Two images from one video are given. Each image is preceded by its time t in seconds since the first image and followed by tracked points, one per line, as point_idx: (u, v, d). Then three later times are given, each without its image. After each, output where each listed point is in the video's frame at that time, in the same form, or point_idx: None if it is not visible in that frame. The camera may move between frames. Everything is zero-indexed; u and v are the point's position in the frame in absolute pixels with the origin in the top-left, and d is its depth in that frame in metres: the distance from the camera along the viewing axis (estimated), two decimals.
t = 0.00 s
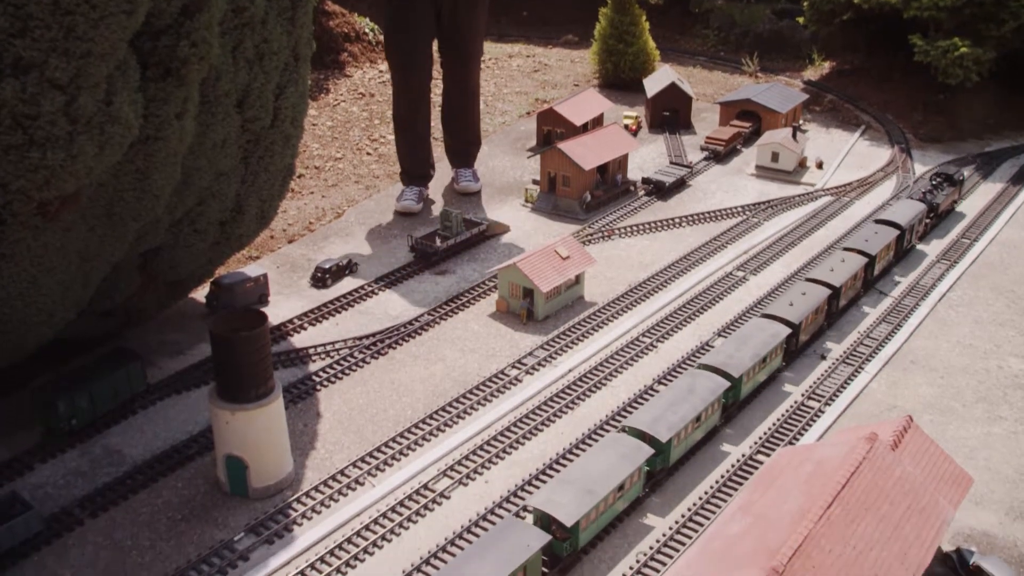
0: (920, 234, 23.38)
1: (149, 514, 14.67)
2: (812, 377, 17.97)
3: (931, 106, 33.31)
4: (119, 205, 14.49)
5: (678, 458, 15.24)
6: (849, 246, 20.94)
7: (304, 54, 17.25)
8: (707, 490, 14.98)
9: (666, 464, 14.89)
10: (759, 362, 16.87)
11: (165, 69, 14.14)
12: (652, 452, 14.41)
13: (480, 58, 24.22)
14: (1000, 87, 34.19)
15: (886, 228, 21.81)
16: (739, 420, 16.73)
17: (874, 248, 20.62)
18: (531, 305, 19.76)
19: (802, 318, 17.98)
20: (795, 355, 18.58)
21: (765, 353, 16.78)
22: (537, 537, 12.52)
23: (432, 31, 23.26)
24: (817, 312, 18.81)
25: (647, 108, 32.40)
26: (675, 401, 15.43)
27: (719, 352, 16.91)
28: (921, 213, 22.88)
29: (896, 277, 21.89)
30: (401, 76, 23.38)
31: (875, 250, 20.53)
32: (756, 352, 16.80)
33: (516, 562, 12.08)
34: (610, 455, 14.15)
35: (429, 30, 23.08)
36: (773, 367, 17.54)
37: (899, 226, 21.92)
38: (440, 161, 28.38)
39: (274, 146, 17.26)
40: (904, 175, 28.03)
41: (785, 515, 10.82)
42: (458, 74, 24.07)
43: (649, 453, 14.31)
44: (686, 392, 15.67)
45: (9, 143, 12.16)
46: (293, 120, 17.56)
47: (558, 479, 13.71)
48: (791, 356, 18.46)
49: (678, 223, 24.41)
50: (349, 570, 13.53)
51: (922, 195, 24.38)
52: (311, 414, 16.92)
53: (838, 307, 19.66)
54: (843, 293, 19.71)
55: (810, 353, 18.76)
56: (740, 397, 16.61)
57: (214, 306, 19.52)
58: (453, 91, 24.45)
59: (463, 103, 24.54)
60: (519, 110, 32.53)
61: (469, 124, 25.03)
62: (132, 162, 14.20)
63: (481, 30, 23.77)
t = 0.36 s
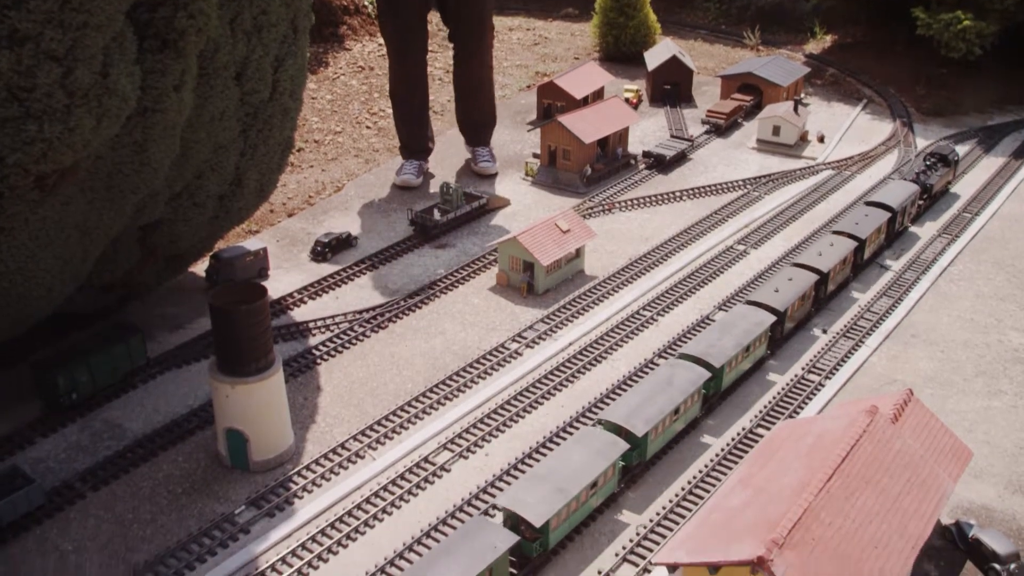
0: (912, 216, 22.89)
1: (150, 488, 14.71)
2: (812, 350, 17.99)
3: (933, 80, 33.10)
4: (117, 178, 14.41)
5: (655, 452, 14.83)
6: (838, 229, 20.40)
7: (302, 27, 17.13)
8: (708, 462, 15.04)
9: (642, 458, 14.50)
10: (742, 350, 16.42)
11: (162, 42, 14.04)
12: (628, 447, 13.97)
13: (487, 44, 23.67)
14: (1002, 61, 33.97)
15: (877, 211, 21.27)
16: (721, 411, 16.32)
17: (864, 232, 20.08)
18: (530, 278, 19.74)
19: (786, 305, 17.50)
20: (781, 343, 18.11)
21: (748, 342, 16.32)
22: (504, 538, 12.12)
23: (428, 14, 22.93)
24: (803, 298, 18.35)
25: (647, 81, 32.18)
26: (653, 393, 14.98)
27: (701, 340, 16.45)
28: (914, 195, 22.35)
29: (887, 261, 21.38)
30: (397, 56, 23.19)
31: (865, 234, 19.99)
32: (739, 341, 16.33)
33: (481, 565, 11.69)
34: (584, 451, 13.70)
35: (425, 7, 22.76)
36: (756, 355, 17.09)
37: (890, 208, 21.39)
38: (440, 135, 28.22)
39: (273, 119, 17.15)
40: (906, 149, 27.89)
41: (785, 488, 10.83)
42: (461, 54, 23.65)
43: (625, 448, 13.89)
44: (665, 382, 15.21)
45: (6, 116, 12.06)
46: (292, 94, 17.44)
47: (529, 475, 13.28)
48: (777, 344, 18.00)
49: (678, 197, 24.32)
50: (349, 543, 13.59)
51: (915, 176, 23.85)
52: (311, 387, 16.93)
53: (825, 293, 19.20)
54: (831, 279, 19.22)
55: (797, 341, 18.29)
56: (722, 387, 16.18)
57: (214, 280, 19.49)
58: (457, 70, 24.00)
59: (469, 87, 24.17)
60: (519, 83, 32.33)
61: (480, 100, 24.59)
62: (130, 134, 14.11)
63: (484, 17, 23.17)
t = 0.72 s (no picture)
0: (904, 201, 22.33)
1: (150, 464, 14.75)
2: (812, 326, 17.99)
3: (935, 56, 32.90)
4: (115, 153, 14.34)
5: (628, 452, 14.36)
6: (826, 216, 19.82)
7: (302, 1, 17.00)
8: (709, 436, 15.11)
9: (616, 457, 14.04)
10: (723, 343, 15.94)
11: (160, 16, 13.93)
12: (601, 446, 13.52)
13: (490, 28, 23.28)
14: (1005, 36, 33.75)
15: (867, 196, 20.70)
16: (720, 388, 16.32)
17: (852, 218, 19.52)
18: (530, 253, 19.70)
19: (770, 296, 16.97)
20: (765, 334, 17.65)
21: (730, 335, 15.84)
22: (468, 545, 11.72)
23: None
24: (789, 287, 17.87)
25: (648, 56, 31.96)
26: (629, 388, 14.50)
27: (680, 333, 15.95)
28: (905, 179, 21.74)
29: (877, 248, 20.85)
30: (398, 38, 23.11)
31: (853, 221, 19.40)
32: (718, 333, 15.85)
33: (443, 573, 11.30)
34: (554, 451, 13.24)
35: None
36: (739, 348, 16.62)
37: (881, 193, 20.79)
38: (440, 110, 28.07)
39: (272, 94, 17.06)
40: (908, 125, 27.76)
41: (785, 463, 10.85)
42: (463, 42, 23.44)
43: (597, 449, 13.41)
44: (641, 378, 14.72)
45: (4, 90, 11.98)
46: (291, 69, 17.33)
47: (496, 477, 12.83)
48: (760, 336, 17.53)
49: (678, 173, 24.23)
50: (349, 519, 13.65)
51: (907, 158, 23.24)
52: (311, 363, 16.95)
53: (811, 282, 18.68)
54: (818, 267, 18.70)
55: (780, 334, 17.80)
56: (701, 381, 15.71)
57: (214, 256, 19.45)
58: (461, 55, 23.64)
59: (472, 72, 23.79)
60: (519, 58, 32.13)
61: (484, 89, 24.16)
62: (128, 108, 14.02)
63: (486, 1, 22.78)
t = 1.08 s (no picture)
0: (894, 187, 21.75)
1: (150, 441, 14.75)
2: (813, 303, 17.96)
3: (937, 33, 32.69)
4: (112, 130, 14.24)
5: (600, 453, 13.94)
6: (812, 204, 19.29)
7: None
8: (709, 413, 15.10)
9: (586, 459, 13.62)
10: (701, 339, 15.47)
11: None
12: (569, 450, 13.06)
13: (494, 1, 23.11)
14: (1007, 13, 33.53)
15: (855, 183, 20.16)
16: (719, 364, 16.30)
17: (839, 207, 19.00)
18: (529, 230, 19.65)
19: (751, 290, 16.47)
20: (746, 328, 17.13)
21: (708, 330, 15.36)
22: (426, 557, 11.33)
23: None
24: (772, 278, 17.36)
25: (648, 33, 31.74)
26: (601, 388, 14.02)
27: (657, 328, 15.46)
28: (894, 165, 21.16)
29: (866, 236, 20.30)
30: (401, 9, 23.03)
31: (840, 210, 18.87)
32: (696, 329, 15.36)
33: None
34: (521, 456, 12.79)
35: None
36: (719, 342, 16.16)
37: (870, 181, 20.25)
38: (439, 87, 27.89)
39: (271, 70, 16.95)
40: (909, 102, 27.60)
41: (784, 439, 10.85)
42: (465, 16, 23.36)
43: (565, 452, 12.98)
44: (613, 378, 14.25)
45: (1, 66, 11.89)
46: (290, 45, 17.21)
47: (458, 483, 12.38)
48: (741, 330, 17.04)
49: (678, 150, 24.12)
50: (348, 496, 13.66)
51: (898, 144, 22.62)
52: (311, 340, 16.91)
53: (796, 273, 18.17)
54: (802, 258, 18.20)
55: (761, 327, 17.25)
56: (678, 378, 15.26)
57: (213, 233, 19.37)
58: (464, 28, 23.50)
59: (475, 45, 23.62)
60: (519, 35, 31.90)
61: (483, 64, 24.03)
62: (125, 84, 13.93)
63: None
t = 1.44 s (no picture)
0: (883, 174, 21.17)
1: (151, 417, 14.76)
2: (814, 278, 17.95)
3: (940, 7, 32.47)
4: (110, 105, 14.15)
5: (586, 439, 13.73)
6: (796, 193, 18.78)
7: None
8: (708, 389, 15.11)
9: (552, 465, 13.10)
10: (677, 335, 14.96)
11: None
12: (532, 457, 12.55)
13: None
14: None
15: (841, 169, 19.63)
16: (719, 340, 16.29)
17: (825, 195, 18.47)
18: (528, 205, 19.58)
19: (730, 283, 15.91)
20: (725, 323, 16.59)
21: (683, 326, 14.86)
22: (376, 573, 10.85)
23: None
24: (753, 271, 16.80)
25: (649, 7, 31.49)
26: (569, 390, 13.51)
27: (631, 324, 14.95)
28: (884, 151, 20.56)
29: (853, 225, 19.75)
30: None
31: (825, 198, 18.32)
32: (671, 326, 14.84)
33: None
34: (481, 463, 12.28)
35: None
36: (696, 338, 15.64)
37: (858, 167, 19.70)
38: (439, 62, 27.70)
39: (270, 44, 16.83)
40: (910, 77, 27.46)
41: (784, 414, 10.86)
42: None
43: (528, 459, 12.47)
44: (582, 378, 13.73)
45: None
46: (289, 18, 17.07)
47: (415, 492, 11.87)
48: (719, 325, 16.50)
49: (679, 125, 24.01)
50: (348, 470, 13.69)
51: (888, 129, 21.94)
52: (311, 315, 16.89)
53: (778, 264, 17.61)
54: (786, 248, 17.66)
55: (739, 324, 16.65)
56: (651, 377, 14.75)
57: (212, 209, 19.30)
58: None
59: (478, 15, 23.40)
60: (519, 9, 31.65)
61: (483, 38, 23.86)
62: (122, 58, 13.83)
63: None
